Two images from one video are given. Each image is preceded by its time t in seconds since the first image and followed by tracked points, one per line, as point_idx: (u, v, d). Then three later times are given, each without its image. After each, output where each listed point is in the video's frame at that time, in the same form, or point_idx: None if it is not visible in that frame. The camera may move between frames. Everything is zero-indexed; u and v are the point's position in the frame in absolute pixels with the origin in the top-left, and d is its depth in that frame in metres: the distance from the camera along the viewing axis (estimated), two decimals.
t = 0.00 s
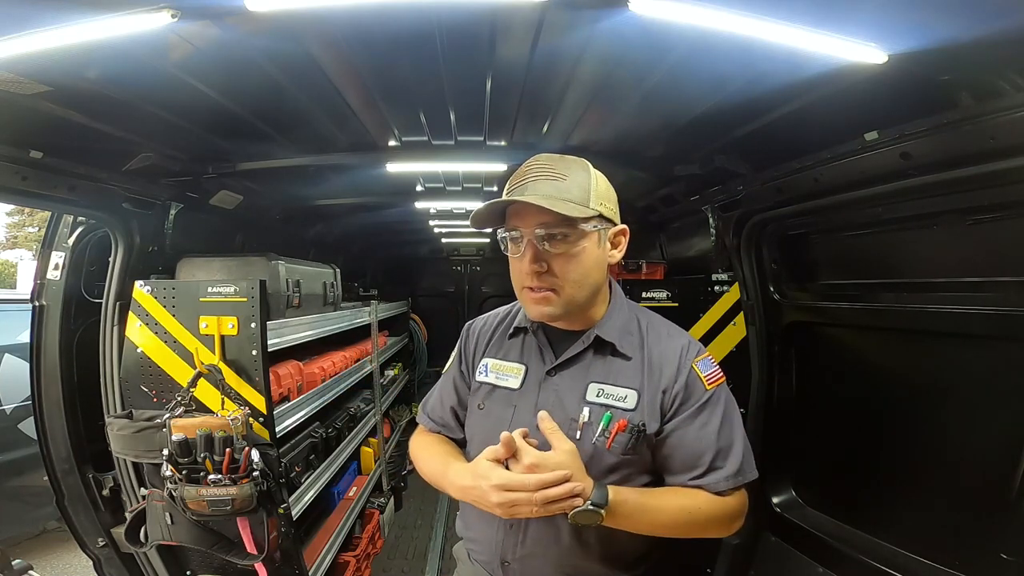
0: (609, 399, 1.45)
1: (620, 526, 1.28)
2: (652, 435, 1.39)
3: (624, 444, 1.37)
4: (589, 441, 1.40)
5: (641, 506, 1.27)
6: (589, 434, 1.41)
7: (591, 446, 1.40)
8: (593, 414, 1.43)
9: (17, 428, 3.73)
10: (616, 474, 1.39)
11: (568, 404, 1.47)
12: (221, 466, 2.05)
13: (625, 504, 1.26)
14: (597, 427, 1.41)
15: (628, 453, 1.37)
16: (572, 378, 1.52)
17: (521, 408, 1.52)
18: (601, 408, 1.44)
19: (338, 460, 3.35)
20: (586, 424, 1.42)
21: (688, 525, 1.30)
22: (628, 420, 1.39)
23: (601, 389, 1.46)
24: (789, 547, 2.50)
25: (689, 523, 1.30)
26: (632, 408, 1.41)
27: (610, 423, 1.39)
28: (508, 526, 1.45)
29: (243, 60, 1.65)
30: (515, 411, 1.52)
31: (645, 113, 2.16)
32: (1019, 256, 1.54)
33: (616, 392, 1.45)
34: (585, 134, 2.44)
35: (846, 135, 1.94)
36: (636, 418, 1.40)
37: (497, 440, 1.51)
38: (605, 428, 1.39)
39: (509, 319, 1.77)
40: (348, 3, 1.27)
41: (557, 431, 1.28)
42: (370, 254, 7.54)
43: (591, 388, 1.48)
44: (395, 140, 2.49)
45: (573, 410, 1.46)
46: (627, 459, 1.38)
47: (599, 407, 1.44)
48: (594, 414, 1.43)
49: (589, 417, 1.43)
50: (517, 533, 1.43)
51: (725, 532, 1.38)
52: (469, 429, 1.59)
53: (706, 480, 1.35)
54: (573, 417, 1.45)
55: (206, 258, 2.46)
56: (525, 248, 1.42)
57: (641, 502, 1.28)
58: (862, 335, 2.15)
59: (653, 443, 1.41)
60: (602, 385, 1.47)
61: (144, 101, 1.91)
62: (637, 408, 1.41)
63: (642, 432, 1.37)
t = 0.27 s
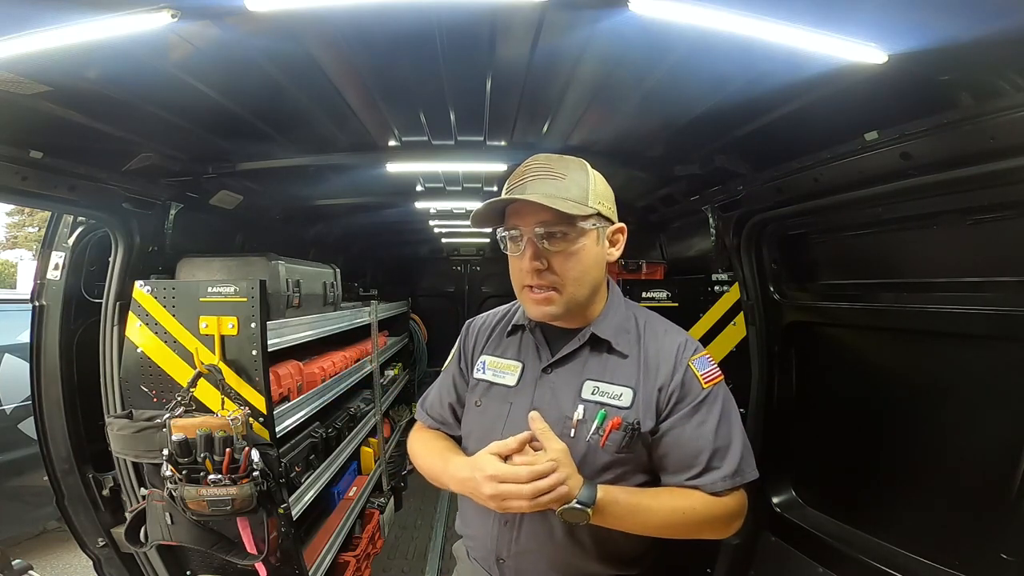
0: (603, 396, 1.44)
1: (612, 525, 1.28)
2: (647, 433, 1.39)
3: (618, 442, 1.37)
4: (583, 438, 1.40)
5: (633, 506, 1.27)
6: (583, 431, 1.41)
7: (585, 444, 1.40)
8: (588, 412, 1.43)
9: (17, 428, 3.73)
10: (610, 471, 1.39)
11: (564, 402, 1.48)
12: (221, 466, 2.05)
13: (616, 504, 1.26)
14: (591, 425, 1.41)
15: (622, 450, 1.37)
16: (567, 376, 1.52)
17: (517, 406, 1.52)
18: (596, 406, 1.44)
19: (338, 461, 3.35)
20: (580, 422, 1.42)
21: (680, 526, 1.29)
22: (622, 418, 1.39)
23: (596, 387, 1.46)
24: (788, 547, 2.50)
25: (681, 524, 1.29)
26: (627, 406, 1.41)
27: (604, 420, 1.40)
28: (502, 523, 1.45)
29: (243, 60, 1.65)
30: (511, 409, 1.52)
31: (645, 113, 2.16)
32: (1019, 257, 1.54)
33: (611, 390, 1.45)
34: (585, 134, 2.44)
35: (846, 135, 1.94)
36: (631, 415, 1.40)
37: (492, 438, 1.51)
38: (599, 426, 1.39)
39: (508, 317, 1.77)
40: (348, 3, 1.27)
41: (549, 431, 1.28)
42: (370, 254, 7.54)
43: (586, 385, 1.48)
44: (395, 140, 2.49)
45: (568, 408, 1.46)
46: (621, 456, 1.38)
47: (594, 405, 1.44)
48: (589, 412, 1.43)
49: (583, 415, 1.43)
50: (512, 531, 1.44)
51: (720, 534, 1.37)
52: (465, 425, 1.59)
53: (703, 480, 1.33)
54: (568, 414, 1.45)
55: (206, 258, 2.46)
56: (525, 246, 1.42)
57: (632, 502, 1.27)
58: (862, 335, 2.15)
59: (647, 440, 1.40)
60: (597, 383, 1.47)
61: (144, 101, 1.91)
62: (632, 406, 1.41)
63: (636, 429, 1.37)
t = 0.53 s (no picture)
0: (601, 395, 1.45)
1: (617, 524, 1.28)
2: (645, 431, 1.38)
3: (618, 440, 1.37)
4: (581, 437, 1.40)
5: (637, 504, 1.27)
6: (582, 430, 1.41)
7: (583, 443, 1.40)
8: (585, 411, 1.43)
9: (17, 428, 3.73)
10: (609, 470, 1.39)
11: (561, 402, 1.47)
12: (221, 466, 2.05)
13: (620, 502, 1.26)
14: (589, 424, 1.41)
15: (621, 449, 1.37)
16: (565, 376, 1.52)
17: (514, 405, 1.52)
18: (594, 405, 1.44)
19: (338, 461, 3.35)
20: (578, 421, 1.42)
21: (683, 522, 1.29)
22: (620, 417, 1.39)
23: (594, 386, 1.47)
24: (788, 547, 2.50)
25: (685, 520, 1.29)
26: (624, 405, 1.41)
27: (603, 419, 1.40)
28: (500, 523, 1.45)
29: (243, 60, 1.64)
30: (508, 409, 1.52)
31: (645, 113, 2.16)
32: (1019, 257, 1.54)
33: (609, 389, 1.45)
34: (585, 134, 2.44)
35: (846, 135, 1.94)
36: (629, 414, 1.40)
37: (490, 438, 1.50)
38: (598, 424, 1.39)
39: (505, 319, 1.77)
40: (348, 3, 1.27)
41: (546, 434, 1.30)
42: (370, 254, 7.54)
43: (584, 385, 1.48)
44: (395, 140, 2.49)
45: (566, 408, 1.46)
46: (620, 455, 1.38)
47: (592, 404, 1.44)
48: (587, 411, 1.43)
49: (581, 414, 1.43)
50: (511, 530, 1.44)
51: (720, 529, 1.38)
52: (462, 426, 1.59)
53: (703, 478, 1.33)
54: (566, 414, 1.45)
55: (206, 258, 2.46)
56: (540, 240, 1.42)
57: (636, 500, 1.28)
58: (861, 335, 2.15)
59: (645, 439, 1.40)
60: (595, 382, 1.47)
61: (144, 101, 1.91)
62: (629, 405, 1.41)
63: (634, 428, 1.37)
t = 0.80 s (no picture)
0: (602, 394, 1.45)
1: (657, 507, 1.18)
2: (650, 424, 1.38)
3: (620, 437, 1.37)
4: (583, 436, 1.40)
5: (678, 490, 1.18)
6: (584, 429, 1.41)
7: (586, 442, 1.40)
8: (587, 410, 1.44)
9: (17, 428, 3.73)
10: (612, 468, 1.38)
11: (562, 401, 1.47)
12: (221, 466, 2.05)
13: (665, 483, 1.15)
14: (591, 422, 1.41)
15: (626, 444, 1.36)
16: (565, 375, 1.51)
17: (515, 405, 1.52)
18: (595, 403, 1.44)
19: (338, 460, 3.35)
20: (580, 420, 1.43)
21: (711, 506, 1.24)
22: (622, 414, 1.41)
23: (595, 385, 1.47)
24: (788, 547, 2.50)
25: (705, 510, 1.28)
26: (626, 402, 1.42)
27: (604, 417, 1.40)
28: (501, 524, 1.44)
29: (243, 61, 1.65)
30: (509, 408, 1.52)
31: (645, 113, 2.16)
32: (1019, 256, 1.54)
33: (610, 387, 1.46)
34: (584, 134, 2.44)
35: (846, 135, 1.94)
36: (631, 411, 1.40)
37: (492, 438, 1.51)
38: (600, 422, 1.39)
39: (501, 318, 1.76)
40: (348, 3, 1.27)
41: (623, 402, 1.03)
42: (370, 254, 7.54)
43: (584, 384, 1.48)
44: (395, 140, 2.49)
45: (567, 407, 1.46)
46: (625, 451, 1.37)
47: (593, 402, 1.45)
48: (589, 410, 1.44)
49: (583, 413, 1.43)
50: (513, 531, 1.43)
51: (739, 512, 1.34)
52: (461, 427, 1.57)
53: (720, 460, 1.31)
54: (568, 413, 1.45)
55: (206, 258, 2.46)
56: (551, 248, 1.41)
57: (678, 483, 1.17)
58: (862, 335, 2.15)
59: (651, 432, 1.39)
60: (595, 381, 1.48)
61: (144, 101, 1.91)
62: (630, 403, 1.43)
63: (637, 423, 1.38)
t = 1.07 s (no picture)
0: (604, 395, 1.45)
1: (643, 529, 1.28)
2: (654, 429, 1.41)
3: (624, 439, 1.38)
4: (587, 438, 1.40)
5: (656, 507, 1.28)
6: (588, 431, 1.41)
7: (589, 444, 1.39)
8: (589, 412, 1.43)
9: (17, 428, 3.73)
10: (617, 469, 1.39)
11: (564, 403, 1.47)
12: (221, 466, 2.05)
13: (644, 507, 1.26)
14: (594, 424, 1.41)
15: (629, 447, 1.39)
16: (565, 377, 1.51)
17: (515, 407, 1.52)
18: (597, 405, 1.44)
19: (338, 460, 3.35)
20: (583, 422, 1.42)
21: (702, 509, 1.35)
22: (625, 416, 1.40)
23: (596, 387, 1.47)
24: (788, 547, 2.50)
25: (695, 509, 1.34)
26: (628, 403, 1.42)
27: (607, 419, 1.40)
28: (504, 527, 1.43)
29: (243, 60, 1.64)
30: (510, 411, 1.52)
31: (645, 113, 2.16)
32: (1019, 257, 1.54)
33: (611, 388, 1.45)
34: (584, 134, 2.44)
35: (846, 135, 1.94)
36: (634, 412, 1.41)
37: (493, 441, 1.50)
38: (603, 425, 1.40)
39: (495, 321, 1.76)
40: (348, 3, 1.27)
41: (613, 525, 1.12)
42: (370, 254, 7.54)
43: (586, 385, 1.48)
44: (395, 140, 2.49)
45: (569, 410, 1.45)
46: (628, 453, 1.39)
47: (595, 404, 1.44)
48: (591, 412, 1.43)
49: (585, 415, 1.43)
50: (516, 533, 1.41)
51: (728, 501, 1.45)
52: (462, 432, 1.58)
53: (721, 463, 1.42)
54: (571, 415, 1.44)
55: (206, 258, 2.46)
56: (557, 242, 1.42)
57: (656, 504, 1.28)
58: (862, 335, 2.15)
59: (655, 435, 1.42)
60: (596, 382, 1.47)
61: (144, 101, 1.91)
62: (632, 404, 1.42)
63: (640, 425, 1.39)
